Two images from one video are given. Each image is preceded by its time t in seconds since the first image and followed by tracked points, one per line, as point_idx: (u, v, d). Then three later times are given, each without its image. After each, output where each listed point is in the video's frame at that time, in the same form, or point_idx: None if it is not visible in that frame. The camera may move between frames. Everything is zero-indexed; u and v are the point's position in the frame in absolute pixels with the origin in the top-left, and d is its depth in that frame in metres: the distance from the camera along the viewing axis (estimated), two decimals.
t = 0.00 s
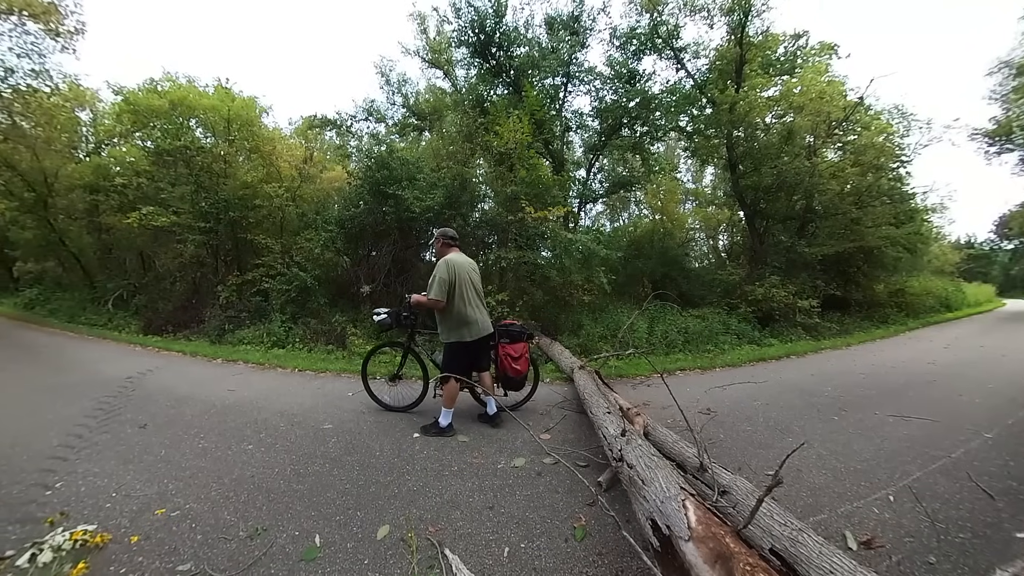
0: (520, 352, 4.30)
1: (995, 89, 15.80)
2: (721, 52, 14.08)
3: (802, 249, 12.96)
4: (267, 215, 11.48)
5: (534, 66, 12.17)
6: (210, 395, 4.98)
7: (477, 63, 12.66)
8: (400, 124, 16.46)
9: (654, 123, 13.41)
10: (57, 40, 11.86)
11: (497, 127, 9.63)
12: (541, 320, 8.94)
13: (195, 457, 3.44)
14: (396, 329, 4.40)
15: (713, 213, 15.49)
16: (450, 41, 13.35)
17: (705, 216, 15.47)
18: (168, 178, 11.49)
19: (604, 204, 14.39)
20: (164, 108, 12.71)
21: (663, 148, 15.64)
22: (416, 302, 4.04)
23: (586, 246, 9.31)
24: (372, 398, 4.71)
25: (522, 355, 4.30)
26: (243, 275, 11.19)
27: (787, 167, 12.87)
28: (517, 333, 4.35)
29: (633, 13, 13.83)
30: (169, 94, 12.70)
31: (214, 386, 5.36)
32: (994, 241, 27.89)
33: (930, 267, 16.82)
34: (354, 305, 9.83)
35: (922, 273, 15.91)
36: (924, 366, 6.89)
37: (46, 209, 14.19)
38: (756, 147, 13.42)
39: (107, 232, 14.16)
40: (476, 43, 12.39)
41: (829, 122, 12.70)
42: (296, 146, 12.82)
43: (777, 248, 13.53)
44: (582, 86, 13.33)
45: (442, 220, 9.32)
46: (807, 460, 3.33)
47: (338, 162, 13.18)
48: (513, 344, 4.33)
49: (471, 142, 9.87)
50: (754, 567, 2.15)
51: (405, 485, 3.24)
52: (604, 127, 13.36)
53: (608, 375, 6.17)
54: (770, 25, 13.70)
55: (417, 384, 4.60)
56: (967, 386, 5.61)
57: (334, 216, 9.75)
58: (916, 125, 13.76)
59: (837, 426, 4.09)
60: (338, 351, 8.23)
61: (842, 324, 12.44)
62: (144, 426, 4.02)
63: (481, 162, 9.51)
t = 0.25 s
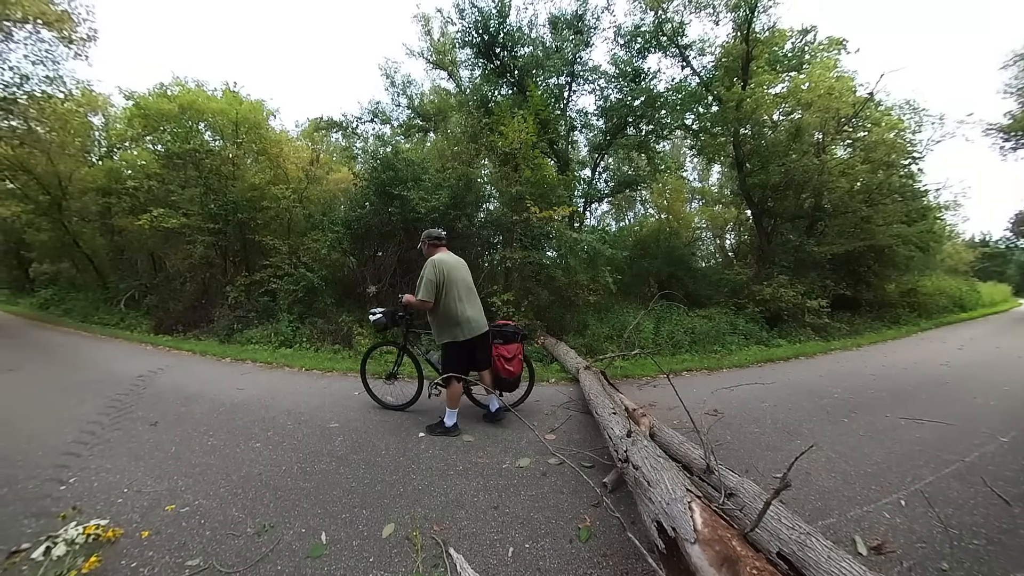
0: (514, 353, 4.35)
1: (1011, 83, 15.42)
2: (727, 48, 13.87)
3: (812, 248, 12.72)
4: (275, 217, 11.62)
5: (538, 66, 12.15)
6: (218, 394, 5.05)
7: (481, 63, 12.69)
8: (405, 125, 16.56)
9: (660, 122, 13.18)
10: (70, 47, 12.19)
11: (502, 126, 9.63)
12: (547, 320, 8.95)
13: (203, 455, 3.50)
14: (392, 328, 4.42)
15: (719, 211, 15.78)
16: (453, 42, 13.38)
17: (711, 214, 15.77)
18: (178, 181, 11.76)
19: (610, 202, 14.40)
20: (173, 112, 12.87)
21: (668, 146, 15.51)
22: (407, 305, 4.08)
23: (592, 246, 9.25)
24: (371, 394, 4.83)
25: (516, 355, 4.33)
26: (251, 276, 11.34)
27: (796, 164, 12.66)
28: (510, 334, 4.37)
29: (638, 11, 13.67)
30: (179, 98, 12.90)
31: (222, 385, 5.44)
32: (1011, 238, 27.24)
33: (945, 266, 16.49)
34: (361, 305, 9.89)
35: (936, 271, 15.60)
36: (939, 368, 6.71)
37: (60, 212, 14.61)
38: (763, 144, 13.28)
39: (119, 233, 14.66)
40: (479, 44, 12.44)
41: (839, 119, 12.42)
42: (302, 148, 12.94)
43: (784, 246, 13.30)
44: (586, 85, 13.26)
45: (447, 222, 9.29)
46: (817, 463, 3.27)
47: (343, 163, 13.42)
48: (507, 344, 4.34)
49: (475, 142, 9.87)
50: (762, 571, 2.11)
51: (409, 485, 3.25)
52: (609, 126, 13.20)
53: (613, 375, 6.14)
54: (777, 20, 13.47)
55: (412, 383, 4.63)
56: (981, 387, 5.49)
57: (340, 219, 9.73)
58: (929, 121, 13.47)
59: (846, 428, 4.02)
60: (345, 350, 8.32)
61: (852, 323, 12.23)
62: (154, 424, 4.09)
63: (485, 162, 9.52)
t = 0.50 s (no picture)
0: (513, 352, 4.32)
1: None
2: (731, 46, 13.76)
3: (819, 248, 12.55)
4: (280, 218, 11.72)
5: (541, 66, 12.17)
6: (223, 393, 5.12)
7: (483, 64, 12.72)
8: (409, 126, 16.64)
9: (663, 121, 13.13)
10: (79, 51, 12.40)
11: (504, 126, 9.58)
12: (550, 320, 8.95)
13: (209, 453, 3.55)
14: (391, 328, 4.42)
15: (725, 211, 15.77)
16: (456, 42, 13.43)
17: (716, 215, 15.73)
18: (184, 183, 11.89)
19: (613, 202, 14.36)
20: (181, 114, 13.08)
21: (672, 145, 15.44)
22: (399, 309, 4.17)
23: (595, 246, 9.24)
24: (371, 393, 4.87)
25: (514, 355, 4.31)
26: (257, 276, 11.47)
27: (802, 163, 12.52)
28: (508, 333, 4.33)
29: (641, 10, 13.61)
30: (186, 101, 13.07)
31: (227, 384, 5.51)
32: None
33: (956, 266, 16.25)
34: (366, 305, 9.95)
35: (946, 271, 15.37)
36: (948, 369, 6.59)
37: (70, 214, 14.91)
38: (768, 142, 13.22)
39: (127, 235, 14.89)
40: (482, 44, 12.44)
41: (846, 117, 12.28)
42: (307, 149, 12.90)
43: (790, 246, 13.17)
44: (590, 84, 13.25)
45: (451, 221, 9.39)
46: (823, 465, 3.23)
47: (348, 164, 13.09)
48: (505, 344, 4.33)
49: (478, 143, 9.85)
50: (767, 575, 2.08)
51: (411, 484, 3.26)
52: (613, 125, 13.19)
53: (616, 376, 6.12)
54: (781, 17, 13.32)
55: (412, 382, 4.68)
56: (991, 389, 5.40)
57: (345, 219, 9.79)
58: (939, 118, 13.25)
59: (853, 430, 3.97)
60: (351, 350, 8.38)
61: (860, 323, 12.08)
62: (162, 422, 4.16)
63: (489, 162, 9.53)
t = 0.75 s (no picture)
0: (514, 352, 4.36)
1: None
2: (734, 45, 13.68)
3: (823, 247, 12.48)
4: (283, 218, 11.79)
5: (542, 66, 12.18)
6: (226, 392, 5.15)
7: (485, 64, 12.73)
8: (411, 126, 16.65)
9: (665, 120, 13.10)
10: (84, 54, 12.52)
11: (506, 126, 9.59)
12: (552, 320, 8.95)
13: (213, 452, 3.57)
14: (394, 328, 4.43)
15: (727, 211, 15.98)
16: (458, 43, 13.46)
17: (719, 213, 16.12)
18: (188, 184, 11.96)
19: (615, 202, 14.35)
20: (184, 116, 13.18)
21: (674, 145, 15.40)
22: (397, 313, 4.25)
23: (597, 246, 9.25)
24: (373, 393, 4.88)
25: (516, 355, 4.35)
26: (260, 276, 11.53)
27: (805, 162, 12.45)
28: (510, 333, 4.37)
29: (642, 9, 13.59)
30: (189, 102, 13.15)
31: (230, 383, 5.53)
32: None
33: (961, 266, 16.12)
34: (368, 305, 9.98)
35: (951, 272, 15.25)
36: (953, 370, 6.54)
37: (76, 214, 15.06)
38: (771, 142, 13.12)
39: (132, 235, 15.00)
40: (483, 44, 12.45)
41: (850, 115, 12.21)
42: (309, 150, 12.96)
43: (793, 246, 13.11)
44: (591, 84, 13.25)
45: (454, 221, 9.42)
46: (827, 466, 3.21)
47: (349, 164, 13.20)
48: (507, 344, 4.37)
49: (480, 143, 9.85)
50: None
51: (413, 484, 3.27)
52: (614, 125, 13.18)
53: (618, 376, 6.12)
54: (784, 16, 13.23)
55: (414, 382, 4.72)
56: (996, 390, 5.36)
57: (347, 219, 9.82)
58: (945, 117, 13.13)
59: (856, 431, 3.94)
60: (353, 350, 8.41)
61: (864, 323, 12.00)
62: (166, 421, 4.18)
63: (490, 162, 9.54)
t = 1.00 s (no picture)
0: (517, 352, 4.30)
1: None
2: (734, 45, 13.64)
3: (824, 247, 12.45)
4: (285, 218, 11.84)
5: (543, 66, 12.18)
6: (228, 392, 5.16)
7: (485, 64, 12.74)
8: (411, 126, 16.65)
9: (666, 119, 13.06)
10: (86, 55, 12.57)
11: (507, 126, 9.57)
12: (553, 320, 8.95)
13: (214, 452, 3.57)
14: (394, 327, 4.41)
15: (728, 210, 15.96)
16: (459, 43, 13.46)
17: (720, 213, 16.15)
18: (190, 185, 12.01)
19: (616, 202, 14.35)
20: (185, 117, 13.22)
21: (675, 145, 15.39)
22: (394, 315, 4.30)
23: (598, 245, 9.26)
24: (374, 392, 4.89)
25: (517, 356, 4.30)
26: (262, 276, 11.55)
27: (807, 162, 12.41)
28: (512, 333, 4.31)
29: (643, 9, 13.57)
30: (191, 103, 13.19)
31: (231, 383, 5.54)
32: None
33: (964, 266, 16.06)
34: (369, 305, 9.99)
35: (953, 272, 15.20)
36: (955, 370, 6.52)
37: (78, 214, 15.12)
38: (772, 142, 13.07)
39: (134, 235, 15.04)
40: (484, 44, 12.45)
41: (852, 115, 12.17)
42: (310, 150, 13.05)
43: (795, 246, 13.08)
44: (592, 84, 13.26)
45: (454, 221, 9.44)
46: (829, 467, 3.20)
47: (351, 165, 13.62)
48: (508, 344, 4.32)
49: (481, 143, 9.85)
50: None
51: (413, 484, 3.27)
52: (615, 125, 13.19)
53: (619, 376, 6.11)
54: (785, 15, 13.18)
55: (415, 382, 4.73)
56: (998, 390, 5.34)
57: (348, 219, 9.82)
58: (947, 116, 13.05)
59: (857, 431, 3.93)
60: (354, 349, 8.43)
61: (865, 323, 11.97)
62: (168, 421, 4.19)
63: (491, 162, 9.55)
